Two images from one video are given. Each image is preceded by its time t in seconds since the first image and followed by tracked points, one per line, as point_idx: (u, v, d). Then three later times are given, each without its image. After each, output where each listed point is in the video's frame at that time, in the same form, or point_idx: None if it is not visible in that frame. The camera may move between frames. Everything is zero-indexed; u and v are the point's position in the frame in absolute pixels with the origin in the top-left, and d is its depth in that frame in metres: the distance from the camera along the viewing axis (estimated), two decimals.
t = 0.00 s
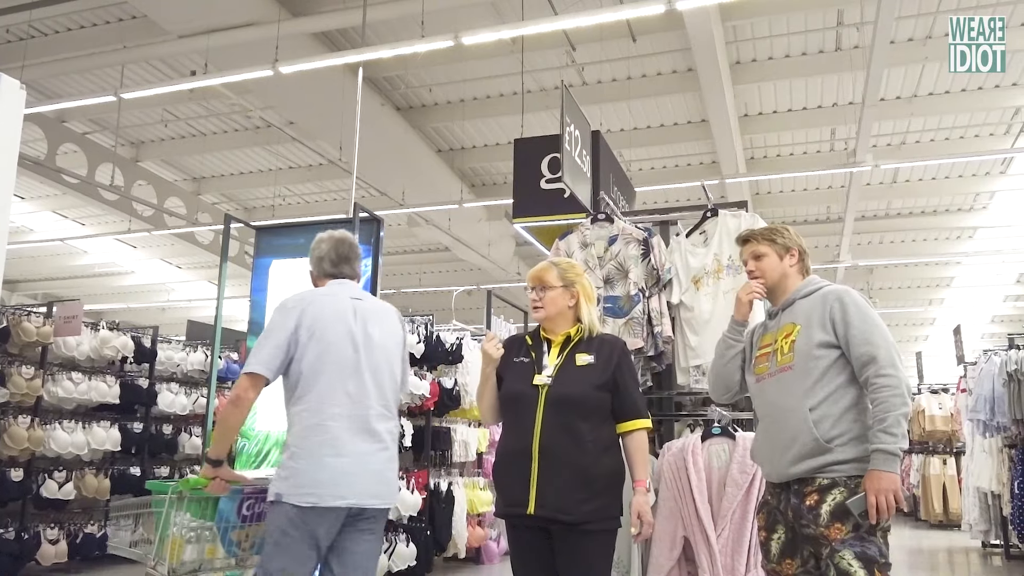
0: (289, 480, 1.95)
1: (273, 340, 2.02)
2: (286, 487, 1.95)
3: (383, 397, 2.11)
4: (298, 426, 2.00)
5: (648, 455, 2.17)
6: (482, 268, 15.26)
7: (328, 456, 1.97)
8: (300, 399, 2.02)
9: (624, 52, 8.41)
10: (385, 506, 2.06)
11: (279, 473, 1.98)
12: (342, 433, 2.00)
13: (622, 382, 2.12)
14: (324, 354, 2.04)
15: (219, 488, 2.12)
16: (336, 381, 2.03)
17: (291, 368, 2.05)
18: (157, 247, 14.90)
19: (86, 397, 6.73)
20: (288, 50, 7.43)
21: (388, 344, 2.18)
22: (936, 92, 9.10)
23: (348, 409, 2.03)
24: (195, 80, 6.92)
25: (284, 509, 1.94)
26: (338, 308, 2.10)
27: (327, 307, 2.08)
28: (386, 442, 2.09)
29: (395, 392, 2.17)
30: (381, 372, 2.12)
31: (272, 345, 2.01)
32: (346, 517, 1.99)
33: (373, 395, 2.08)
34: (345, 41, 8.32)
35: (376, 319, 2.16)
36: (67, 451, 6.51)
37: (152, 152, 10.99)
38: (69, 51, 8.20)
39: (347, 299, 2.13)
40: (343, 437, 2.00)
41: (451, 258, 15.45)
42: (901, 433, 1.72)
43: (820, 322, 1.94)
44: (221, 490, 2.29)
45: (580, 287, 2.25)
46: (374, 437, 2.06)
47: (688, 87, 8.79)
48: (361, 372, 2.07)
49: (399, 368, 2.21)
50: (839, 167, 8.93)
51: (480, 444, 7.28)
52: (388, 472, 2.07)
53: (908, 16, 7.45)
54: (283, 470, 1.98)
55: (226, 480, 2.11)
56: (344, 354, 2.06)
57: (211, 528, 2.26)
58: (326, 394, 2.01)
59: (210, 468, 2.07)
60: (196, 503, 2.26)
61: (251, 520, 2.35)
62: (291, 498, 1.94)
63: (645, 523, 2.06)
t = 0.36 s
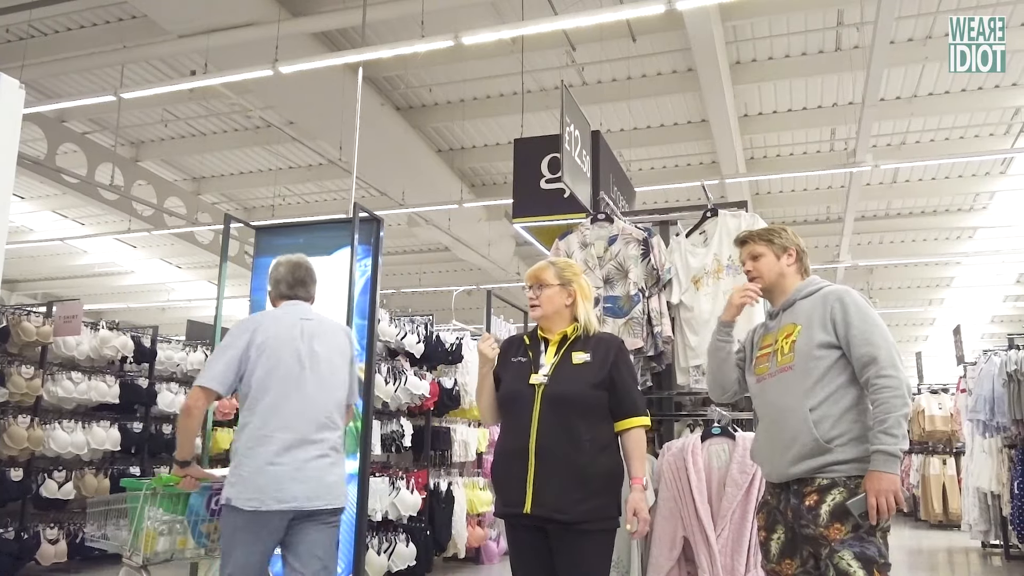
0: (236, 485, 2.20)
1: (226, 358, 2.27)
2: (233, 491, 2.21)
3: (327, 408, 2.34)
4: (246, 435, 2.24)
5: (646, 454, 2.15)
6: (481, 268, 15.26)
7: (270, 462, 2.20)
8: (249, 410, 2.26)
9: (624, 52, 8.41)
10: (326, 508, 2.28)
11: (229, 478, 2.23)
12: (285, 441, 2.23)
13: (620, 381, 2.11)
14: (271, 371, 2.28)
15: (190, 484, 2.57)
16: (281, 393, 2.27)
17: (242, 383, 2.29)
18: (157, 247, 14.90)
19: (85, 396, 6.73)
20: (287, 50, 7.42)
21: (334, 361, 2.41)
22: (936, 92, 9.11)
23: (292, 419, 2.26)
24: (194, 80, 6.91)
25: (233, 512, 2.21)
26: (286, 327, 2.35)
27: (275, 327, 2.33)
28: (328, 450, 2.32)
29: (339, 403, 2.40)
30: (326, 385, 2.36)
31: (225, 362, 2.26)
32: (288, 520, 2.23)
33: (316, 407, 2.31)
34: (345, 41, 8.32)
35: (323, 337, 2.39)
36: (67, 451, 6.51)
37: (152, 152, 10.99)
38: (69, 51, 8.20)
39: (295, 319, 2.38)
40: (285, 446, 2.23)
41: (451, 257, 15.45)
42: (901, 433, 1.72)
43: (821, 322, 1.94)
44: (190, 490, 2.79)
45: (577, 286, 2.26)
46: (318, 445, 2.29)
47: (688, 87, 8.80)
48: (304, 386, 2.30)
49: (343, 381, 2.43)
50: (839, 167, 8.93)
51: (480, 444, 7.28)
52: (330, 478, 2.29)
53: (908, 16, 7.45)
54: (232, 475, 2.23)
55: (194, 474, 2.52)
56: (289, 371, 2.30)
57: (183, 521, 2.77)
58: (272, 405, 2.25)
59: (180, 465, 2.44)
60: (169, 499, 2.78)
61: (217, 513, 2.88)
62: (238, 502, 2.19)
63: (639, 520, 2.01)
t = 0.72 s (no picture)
0: (187, 473, 2.47)
1: (183, 359, 2.57)
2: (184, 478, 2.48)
3: (273, 405, 2.65)
4: (199, 427, 2.53)
5: (644, 453, 2.14)
6: (480, 268, 15.28)
7: (221, 451, 2.49)
8: (202, 406, 2.55)
9: (623, 52, 8.40)
10: (268, 499, 2.56)
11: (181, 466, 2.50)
12: (235, 434, 2.53)
13: (616, 380, 2.10)
14: (223, 370, 2.58)
15: (161, 481, 2.75)
16: (232, 389, 2.57)
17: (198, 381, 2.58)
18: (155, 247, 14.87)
19: (83, 396, 6.73)
20: (286, 50, 7.41)
21: (281, 362, 2.71)
22: (935, 93, 9.11)
23: (242, 414, 2.57)
24: (192, 80, 6.89)
25: (184, 499, 2.47)
26: (239, 330, 2.65)
27: (229, 330, 2.63)
28: (273, 441, 2.61)
29: (285, 401, 2.70)
30: (272, 384, 2.66)
31: (183, 362, 2.56)
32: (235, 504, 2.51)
33: (263, 403, 2.62)
34: (343, 40, 8.32)
35: (272, 339, 2.71)
36: (64, 451, 6.50)
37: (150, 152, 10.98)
38: (67, 50, 8.18)
39: (248, 323, 2.68)
40: (234, 437, 2.53)
41: (449, 257, 15.45)
42: (899, 429, 1.72)
43: (820, 320, 1.94)
44: (161, 488, 4.05)
45: (575, 286, 2.26)
46: (264, 439, 2.59)
47: (688, 87, 8.79)
48: (254, 384, 2.61)
49: (289, 380, 2.74)
50: (837, 167, 8.93)
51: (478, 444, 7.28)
52: (274, 469, 2.59)
53: (906, 16, 7.45)
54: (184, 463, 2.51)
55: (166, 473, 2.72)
56: (240, 370, 2.60)
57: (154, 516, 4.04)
58: (224, 401, 2.56)
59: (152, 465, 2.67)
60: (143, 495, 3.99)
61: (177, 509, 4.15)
62: (189, 488, 2.46)
63: (637, 521, 2.01)
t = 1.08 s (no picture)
0: (164, 481, 2.55)
1: (158, 374, 2.64)
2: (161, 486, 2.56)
3: (245, 418, 2.74)
4: (174, 440, 2.61)
5: (640, 452, 2.13)
6: (479, 268, 15.28)
7: (196, 462, 2.58)
8: (176, 419, 2.63)
9: (622, 52, 8.40)
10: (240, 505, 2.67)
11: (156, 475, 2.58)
12: (210, 446, 2.62)
13: (612, 380, 2.09)
14: (197, 386, 2.65)
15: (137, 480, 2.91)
16: (206, 404, 2.65)
17: (172, 396, 2.66)
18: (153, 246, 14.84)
19: (81, 396, 6.71)
20: (284, 49, 7.40)
21: (252, 377, 2.80)
22: (934, 93, 9.12)
23: (216, 428, 2.65)
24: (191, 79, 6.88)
25: (162, 506, 2.54)
26: (212, 348, 2.72)
27: (203, 348, 2.70)
28: (245, 453, 2.71)
29: (256, 415, 2.80)
30: (244, 399, 2.75)
31: (158, 377, 2.64)
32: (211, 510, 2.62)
33: (236, 418, 2.70)
34: (342, 40, 8.31)
35: (244, 356, 2.79)
36: (62, 451, 6.48)
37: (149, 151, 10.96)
38: (65, 49, 8.16)
39: (220, 341, 2.75)
40: (208, 449, 2.61)
41: (448, 257, 15.45)
42: (905, 424, 1.72)
43: (817, 319, 1.94)
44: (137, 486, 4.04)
45: (578, 289, 2.28)
46: (236, 450, 2.68)
47: (687, 87, 8.78)
48: (227, 399, 2.69)
49: (260, 394, 2.83)
50: (836, 167, 8.93)
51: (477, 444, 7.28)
52: (245, 479, 2.70)
53: (905, 16, 7.46)
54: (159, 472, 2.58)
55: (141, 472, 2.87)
56: (214, 386, 2.68)
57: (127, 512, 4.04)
58: (198, 416, 2.63)
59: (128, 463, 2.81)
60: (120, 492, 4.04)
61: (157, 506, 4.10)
62: (164, 496, 2.54)
63: (634, 519, 2.01)
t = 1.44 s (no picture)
0: (150, 470, 2.72)
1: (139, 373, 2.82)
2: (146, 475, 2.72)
3: (223, 410, 2.92)
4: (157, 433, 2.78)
5: (637, 450, 2.10)
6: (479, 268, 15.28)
7: (180, 451, 2.75)
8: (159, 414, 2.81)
9: (622, 52, 8.40)
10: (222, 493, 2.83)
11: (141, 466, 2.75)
12: (191, 437, 2.79)
13: (609, 379, 2.09)
14: (177, 382, 2.84)
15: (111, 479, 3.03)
16: (185, 398, 2.83)
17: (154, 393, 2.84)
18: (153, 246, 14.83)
19: (81, 396, 6.71)
20: (284, 49, 7.40)
21: (227, 373, 2.99)
22: (934, 93, 9.12)
23: (196, 421, 2.82)
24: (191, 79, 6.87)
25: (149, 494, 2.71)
26: (189, 347, 2.91)
27: (181, 346, 2.89)
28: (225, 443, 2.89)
29: (233, 407, 2.98)
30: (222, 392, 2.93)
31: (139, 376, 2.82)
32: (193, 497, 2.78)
33: (214, 410, 2.88)
34: (342, 39, 8.31)
35: (220, 353, 2.98)
36: (62, 451, 6.48)
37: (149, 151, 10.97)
38: (65, 49, 8.16)
39: (196, 341, 2.94)
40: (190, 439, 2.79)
41: (448, 257, 15.44)
42: (902, 424, 1.72)
43: (816, 319, 1.93)
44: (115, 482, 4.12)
45: (574, 288, 2.27)
46: (216, 441, 2.85)
47: (686, 87, 8.78)
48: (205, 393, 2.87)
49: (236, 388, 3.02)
50: (836, 167, 8.93)
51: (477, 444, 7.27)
52: (227, 468, 2.87)
53: (905, 16, 7.45)
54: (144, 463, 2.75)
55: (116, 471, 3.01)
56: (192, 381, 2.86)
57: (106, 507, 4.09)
58: (179, 409, 2.81)
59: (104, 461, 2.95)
60: (97, 489, 4.08)
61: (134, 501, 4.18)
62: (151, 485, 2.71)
63: (630, 518, 1.99)
